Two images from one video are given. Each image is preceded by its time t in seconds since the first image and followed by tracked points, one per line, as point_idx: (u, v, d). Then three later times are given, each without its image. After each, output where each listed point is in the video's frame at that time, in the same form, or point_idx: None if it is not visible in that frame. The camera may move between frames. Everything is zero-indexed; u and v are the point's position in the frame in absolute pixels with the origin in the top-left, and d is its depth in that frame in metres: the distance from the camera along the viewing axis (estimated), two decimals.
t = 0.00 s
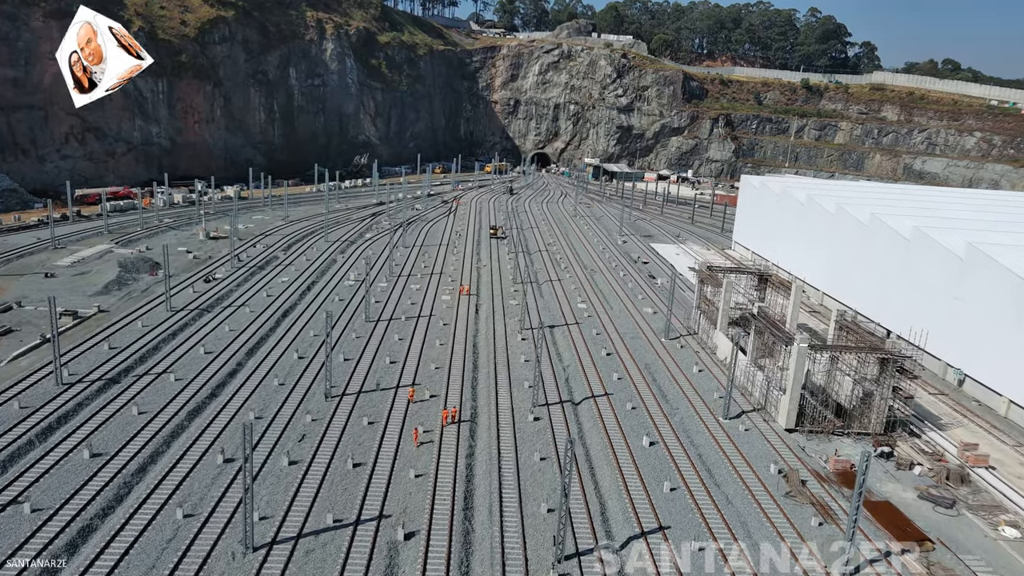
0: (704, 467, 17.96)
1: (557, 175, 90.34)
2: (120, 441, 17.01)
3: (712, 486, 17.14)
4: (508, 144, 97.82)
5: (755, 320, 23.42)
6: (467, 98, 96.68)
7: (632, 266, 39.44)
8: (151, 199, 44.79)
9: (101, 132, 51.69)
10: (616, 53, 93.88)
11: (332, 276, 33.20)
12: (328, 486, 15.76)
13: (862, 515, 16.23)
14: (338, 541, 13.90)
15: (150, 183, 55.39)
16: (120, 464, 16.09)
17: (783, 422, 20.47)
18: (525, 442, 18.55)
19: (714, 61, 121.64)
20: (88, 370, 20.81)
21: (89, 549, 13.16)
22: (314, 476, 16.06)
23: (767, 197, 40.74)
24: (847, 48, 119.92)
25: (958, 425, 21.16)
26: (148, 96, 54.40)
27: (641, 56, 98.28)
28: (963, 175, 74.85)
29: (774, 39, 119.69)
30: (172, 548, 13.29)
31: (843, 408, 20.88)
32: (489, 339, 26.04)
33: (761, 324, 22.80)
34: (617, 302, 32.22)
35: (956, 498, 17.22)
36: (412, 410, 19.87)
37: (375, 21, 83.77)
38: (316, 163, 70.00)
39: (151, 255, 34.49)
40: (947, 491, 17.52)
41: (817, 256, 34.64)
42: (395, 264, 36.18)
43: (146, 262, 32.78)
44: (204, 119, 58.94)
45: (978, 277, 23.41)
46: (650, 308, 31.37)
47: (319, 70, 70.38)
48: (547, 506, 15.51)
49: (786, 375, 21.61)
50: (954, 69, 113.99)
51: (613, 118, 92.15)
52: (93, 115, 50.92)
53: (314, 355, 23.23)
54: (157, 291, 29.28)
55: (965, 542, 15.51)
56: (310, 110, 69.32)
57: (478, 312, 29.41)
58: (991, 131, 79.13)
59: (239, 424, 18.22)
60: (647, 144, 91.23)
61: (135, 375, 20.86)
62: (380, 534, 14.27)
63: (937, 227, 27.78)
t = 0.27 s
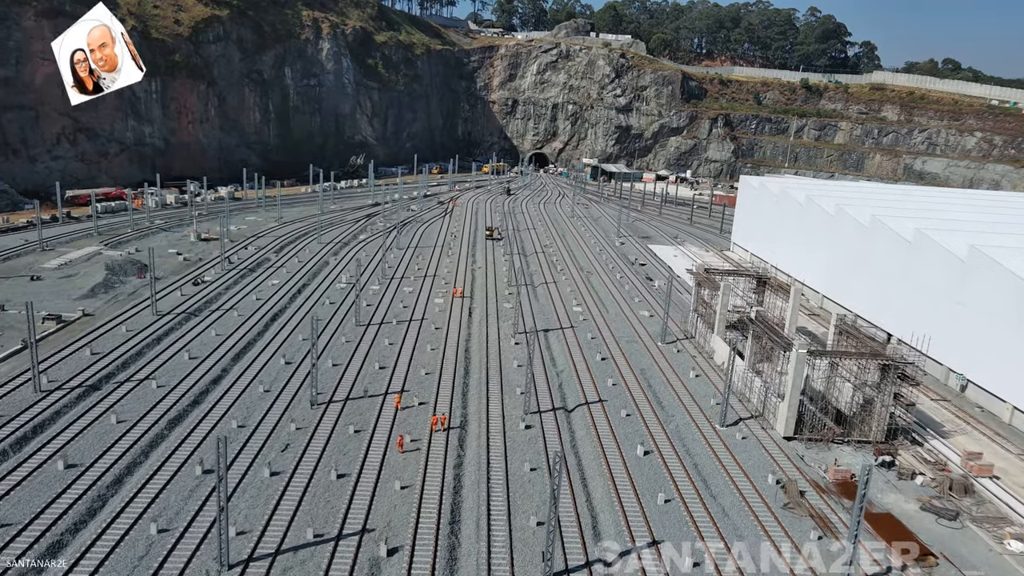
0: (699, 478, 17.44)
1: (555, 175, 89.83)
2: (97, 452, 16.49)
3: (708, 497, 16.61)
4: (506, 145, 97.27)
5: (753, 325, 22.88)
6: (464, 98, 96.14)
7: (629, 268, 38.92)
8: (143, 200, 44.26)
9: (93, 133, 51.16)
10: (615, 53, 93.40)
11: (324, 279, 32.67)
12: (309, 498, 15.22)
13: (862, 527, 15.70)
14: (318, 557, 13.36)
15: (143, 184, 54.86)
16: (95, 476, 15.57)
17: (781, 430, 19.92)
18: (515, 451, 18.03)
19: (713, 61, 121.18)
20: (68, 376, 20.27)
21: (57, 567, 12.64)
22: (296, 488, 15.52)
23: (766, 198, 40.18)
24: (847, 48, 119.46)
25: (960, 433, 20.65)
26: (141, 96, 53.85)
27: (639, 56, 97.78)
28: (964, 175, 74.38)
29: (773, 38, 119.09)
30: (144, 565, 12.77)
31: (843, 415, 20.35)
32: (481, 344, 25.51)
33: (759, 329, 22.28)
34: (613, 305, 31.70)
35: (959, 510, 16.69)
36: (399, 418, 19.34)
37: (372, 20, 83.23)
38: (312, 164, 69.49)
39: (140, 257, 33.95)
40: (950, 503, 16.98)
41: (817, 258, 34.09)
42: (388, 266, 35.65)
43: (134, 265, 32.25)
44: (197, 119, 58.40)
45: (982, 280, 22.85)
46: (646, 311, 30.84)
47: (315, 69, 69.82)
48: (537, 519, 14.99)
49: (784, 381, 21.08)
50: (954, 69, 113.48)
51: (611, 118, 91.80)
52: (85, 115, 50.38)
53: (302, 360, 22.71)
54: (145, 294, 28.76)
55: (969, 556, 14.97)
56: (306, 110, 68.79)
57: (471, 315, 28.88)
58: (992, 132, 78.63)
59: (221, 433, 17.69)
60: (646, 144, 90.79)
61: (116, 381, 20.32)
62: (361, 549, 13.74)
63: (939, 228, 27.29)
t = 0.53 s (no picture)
0: (695, 489, 16.90)
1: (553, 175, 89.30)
2: (72, 463, 15.96)
3: (703, 510, 16.07)
4: (504, 145, 96.72)
5: (751, 329, 22.32)
6: (462, 98, 95.58)
7: (626, 270, 38.39)
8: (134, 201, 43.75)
9: (85, 133, 50.61)
10: (613, 53, 92.90)
11: (315, 281, 32.13)
12: (290, 512, 14.69)
13: (863, 542, 15.16)
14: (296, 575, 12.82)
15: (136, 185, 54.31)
16: (68, 488, 15.03)
17: (779, 438, 19.38)
18: (505, 461, 17.49)
19: (712, 61, 120.65)
20: (47, 384, 19.73)
21: None
22: (276, 501, 14.99)
23: (765, 199, 39.62)
24: (846, 47, 118.98)
25: (963, 441, 20.14)
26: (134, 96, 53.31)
27: (638, 55, 97.29)
28: (964, 176, 73.88)
29: (773, 38, 118.50)
30: None
31: (843, 423, 19.80)
32: (474, 348, 24.97)
33: (757, 334, 21.74)
34: (609, 308, 31.15)
35: (963, 523, 16.14)
36: (386, 426, 18.80)
37: (368, 20, 82.71)
38: (307, 164, 68.95)
39: (128, 260, 33.40)
40: (954, 515, 16.45)
41: (817, 260, 33.55)
42: (381, 268, 35.13)
43: (122, 267, 31.73)
44: (191, 119, 57.86)
45: (986, 284, 22.33)
46: (643, 314, 30.31)
47: (310, 69, 69.27)
48: (526, 533, 14.45)
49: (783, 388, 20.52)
50: (955, 69, 112.97)
51: (609, 118, 91.41)
52: (76, 115, 49.82)
53: (289, 366, 22.16)
54: (131, 297, 28.22)
55: (974, 572, 14.42)
56: (302, 110, 68.25)
57: (464, 319, 28.34)
58: (993, 132, 78.09)
59: (201, 443, 17.16)
60: (645, 145, 90.30)
61: (96, 389, 19.79)
62: (342, 566, 13.20)
63: (941, 230, 26.78)
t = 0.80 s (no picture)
0: (690, 501, 16.35)
1: (552, 176, 88.78)
2: (44, 475, 15.41)
3: (698, 523, 15.52)
4: (502, 145, 96.18)
5: (748, 335, 21.76)
6: (460, 98, 95.02)
7: (622, 272, 37.84)
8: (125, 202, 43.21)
9: (77, 134, 50.04)
10: (612, 52, 92.41)
11: (306, 284, 31.55)
12: (268, 527, 14.12)
13: (864, 557, 14.61)
14: None
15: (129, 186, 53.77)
16: (39, 502, 14.48)
17: (777, 447, 18.84)
18: (494, 472, 16.94)
19: (711, 60, 120.18)
20: (24, 391, 19.18)
21: None
22: (254, 515, 14.44)
23: (764, 201, 39.06)
24: (846, 47, 118.53)
25: (966, 450, 19.61)
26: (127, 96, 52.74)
27: (636, 55, 96.76)
28: (965, 176, 73.37)
29: (773, 37, 117.91)
30: None
31: (843, 431, 19.26)
32: (465, 353, 24.42)
33: (755, 340, 21.15)
34: (605, 311, 30.60)
35: (967, 536, 15.60)
36: (373, 436, 18.24)
37: (364, 19, 82.18)
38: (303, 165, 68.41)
39: (116, 262, 32.84)
40: (958, 529, 15.89)
41: (816, 262, 32.99)
42: (374, 270, 34.58)
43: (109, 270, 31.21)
44: (185, 119, 57.29)
45: (988, 287, 21.79)
46: (639, 318, 29.77)
47: (306, 69, 68.70)
48: (513, 549, 13.90)
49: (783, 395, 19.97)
50: (955, 68, 112.43)
51: (608, 118, 90.90)
52: (68, 115, 49.24)
53: (275, 372, 21.59)
54: (117, 300, 27.66)
55: None
56: (297, 110, 67.70)
57: (457, 323, 27.76)
58: (994, 131, 77.52)
59: (181, 454, 16.60)
60: (643, 145, 89.81)
61: (74, 397, 19.23)
62: None
63: (944, 232, 26.24)
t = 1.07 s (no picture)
0: (685, 514, 15.82)
1: (550, 176, 88.26)
2: (14, 489, 14.85)
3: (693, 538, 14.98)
4: (500, 145, 95.63)
5: (746, 340, 21.19)
6: (457, 98, 94.45)
7: (619, 274, 37.29)
8: (116, 204, 42.64)
9: (68, 134, 49.43)
10: (610, 52, 91.93)
11: (297, 288, 31.01)
12: (245, 543, 13.58)
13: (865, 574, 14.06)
14: None
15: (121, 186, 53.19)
16: (7, 517, 13.92)
17: (775, 456, 18.29)
18: (482, 484, 16.39)
19: (710, 60, 119.72)
20: None
21: None
22: (231, 531, 13.89)
23: (763, 202, 38.52)
24: (846, 46, 118.12)
25: (971, 459, 19.08)
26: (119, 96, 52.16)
27: (635, 55, 96.23)
28: (965, 176, 72.86)
29: (772, 36, 117.35)
30: None
31: (843, 439, 18.71)
32: (456, 358, 23.87)
33: (752, 345, 20.58)
34: (600, 314, 30.05)
35: (973, 551, 15.05)
36: (358, 446, 17.69)
37: (361, 18, 81.66)
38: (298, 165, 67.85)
39: (103, 265, 32.27)
40: (963, 543, 15.34)
41: (816, 264, 32.46)
42: (366, 273, 34.04)
43: (96, 272, 30.65)
44: (178, 119, 56.72)
45: (991, 291, 21.27)
46: (635, 321, 29.22)
47: (301, 68, 68.13)
48: (500, 568, 13.34)
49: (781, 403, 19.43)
50: (955, 68, 111.94)
51: (606, 118, 90.33)
52: (59, 115, 48.65)
53: (260, 378, 21.03)
54: (102, 304, 27.09)
55: None
56: (292, 110, 67.14)
57: (449, 327, 27.22)
58: (994, 131, 76.96)
59: (158, 466, 16.04)
60: (642, 145, 89.28)
61: (52, 406, 18.68)
62: None
63: (945, 234, 25.71)
